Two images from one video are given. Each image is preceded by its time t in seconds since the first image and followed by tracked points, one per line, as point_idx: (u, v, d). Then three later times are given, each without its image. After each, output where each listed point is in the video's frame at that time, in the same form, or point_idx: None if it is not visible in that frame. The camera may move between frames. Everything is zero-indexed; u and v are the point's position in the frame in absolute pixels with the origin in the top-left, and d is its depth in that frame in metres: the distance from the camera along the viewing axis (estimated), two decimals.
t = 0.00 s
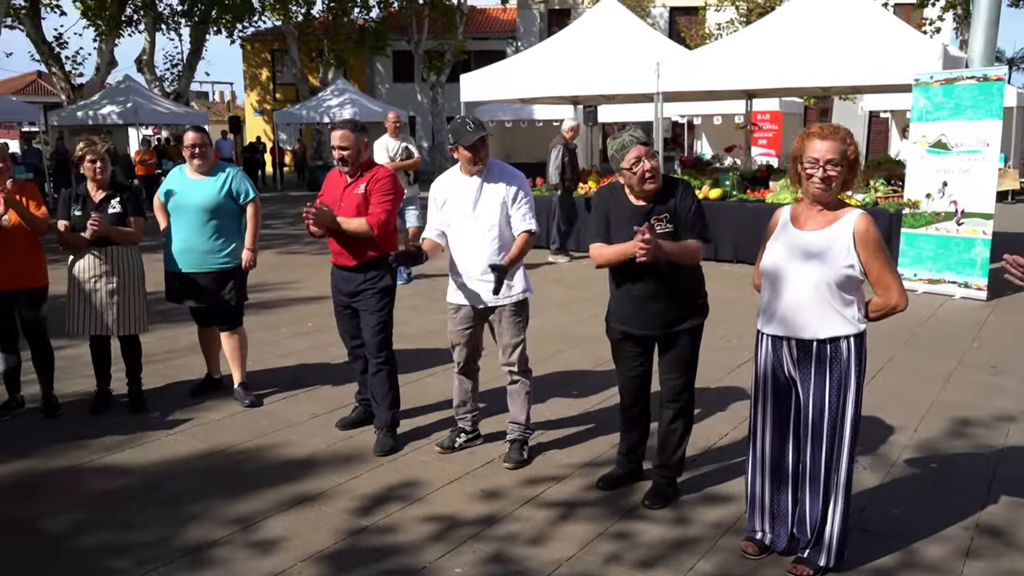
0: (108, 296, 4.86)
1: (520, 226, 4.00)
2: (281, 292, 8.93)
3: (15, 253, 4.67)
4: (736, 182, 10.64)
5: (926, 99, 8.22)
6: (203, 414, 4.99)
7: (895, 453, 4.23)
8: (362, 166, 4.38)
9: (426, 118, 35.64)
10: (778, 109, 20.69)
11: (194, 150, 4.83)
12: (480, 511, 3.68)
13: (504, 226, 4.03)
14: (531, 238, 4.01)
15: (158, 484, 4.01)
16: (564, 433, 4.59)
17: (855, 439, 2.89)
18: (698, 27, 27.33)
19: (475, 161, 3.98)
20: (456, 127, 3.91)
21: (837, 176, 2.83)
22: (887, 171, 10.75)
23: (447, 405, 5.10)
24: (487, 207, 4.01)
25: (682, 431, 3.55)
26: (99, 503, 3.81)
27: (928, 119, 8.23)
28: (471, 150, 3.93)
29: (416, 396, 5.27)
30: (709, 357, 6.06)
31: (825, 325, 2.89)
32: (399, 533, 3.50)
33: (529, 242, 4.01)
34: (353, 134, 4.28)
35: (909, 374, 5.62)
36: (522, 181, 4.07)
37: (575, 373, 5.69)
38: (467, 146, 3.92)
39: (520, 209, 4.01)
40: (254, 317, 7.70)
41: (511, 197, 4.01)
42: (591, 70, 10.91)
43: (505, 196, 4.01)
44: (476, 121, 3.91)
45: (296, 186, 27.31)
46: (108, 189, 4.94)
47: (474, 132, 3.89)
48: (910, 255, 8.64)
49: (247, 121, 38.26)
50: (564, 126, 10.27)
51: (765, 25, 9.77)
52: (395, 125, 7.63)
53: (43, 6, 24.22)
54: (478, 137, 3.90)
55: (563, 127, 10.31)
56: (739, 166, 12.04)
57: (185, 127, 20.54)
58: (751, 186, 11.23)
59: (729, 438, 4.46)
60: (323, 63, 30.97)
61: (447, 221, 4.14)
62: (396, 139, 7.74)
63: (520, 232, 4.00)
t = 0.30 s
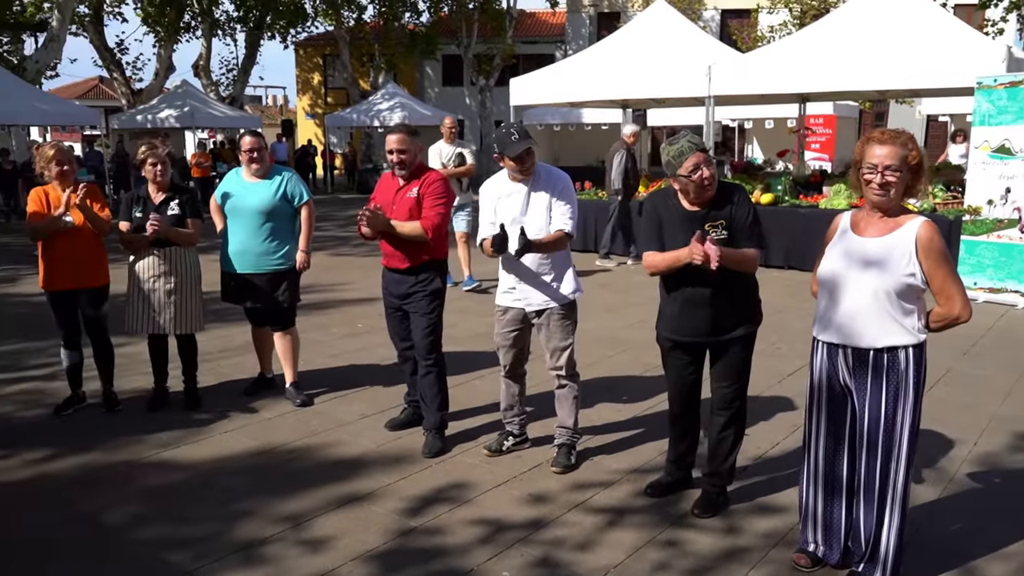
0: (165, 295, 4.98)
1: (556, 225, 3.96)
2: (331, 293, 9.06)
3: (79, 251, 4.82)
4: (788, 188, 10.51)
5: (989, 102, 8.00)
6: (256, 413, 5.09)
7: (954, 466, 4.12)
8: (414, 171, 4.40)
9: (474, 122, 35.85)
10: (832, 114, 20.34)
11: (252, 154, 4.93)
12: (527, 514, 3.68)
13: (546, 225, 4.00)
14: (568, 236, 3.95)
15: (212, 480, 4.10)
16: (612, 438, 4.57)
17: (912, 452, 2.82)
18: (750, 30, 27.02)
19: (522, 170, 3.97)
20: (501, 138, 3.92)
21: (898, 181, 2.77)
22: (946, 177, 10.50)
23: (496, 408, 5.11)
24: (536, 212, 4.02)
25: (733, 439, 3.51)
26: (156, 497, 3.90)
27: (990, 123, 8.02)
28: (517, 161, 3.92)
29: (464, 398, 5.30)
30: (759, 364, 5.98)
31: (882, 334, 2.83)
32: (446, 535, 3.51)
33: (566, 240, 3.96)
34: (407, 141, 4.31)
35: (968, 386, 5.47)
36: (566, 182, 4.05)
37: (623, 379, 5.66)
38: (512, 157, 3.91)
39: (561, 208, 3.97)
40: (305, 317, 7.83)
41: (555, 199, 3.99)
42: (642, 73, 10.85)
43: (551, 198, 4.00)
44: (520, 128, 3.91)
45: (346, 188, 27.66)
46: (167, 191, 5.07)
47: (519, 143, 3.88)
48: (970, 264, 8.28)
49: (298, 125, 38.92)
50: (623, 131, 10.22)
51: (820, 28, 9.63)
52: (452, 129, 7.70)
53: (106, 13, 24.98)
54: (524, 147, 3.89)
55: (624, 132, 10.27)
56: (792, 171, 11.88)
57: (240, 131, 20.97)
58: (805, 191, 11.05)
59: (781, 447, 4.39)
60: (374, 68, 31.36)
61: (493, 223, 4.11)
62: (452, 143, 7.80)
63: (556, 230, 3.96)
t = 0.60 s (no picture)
0: (220, 293, 5.09)
1: (607, 229, 3.95)
2: (380, 292, 9.16)
3: (138, 249, 4.95)
4: (842, 190, 10.35)
5: None
6: (307, 410, 5.17)
7: (1014, 478, 4.00)
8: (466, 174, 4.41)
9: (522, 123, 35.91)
10: (887, 114, 19.91)
11: (304, 156, 5.02)
12: (574, 517, 3.68)
13: (596, 229, 3.99)
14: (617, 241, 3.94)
15: (264, 475, 4.18)
16: (661, 442, 4.54)
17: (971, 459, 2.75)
18: (802, 29, 26.56)
19: (570, 176, 3.95)
20: (548, 144, 3.91)
21: (952, 181, 2.73)
22: (1008, 180, 10.20)
23: (543, 409, 5.12)
24: (585, 216, 4.00)
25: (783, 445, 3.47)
26: (210, 491, 3.99)
27: None
28: (565, 167, 3.91)
29: (511, 399, 5.31)
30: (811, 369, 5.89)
31: (941, 341, 2.77)
32: (494, 535, 3.53)
33: (614, 245, 3.94)
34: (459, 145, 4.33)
35: None
36: (615, 185, 4.04)
37: (672, 382, 5.61)
38: (561, 163, 3.90)
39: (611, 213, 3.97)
40: (355, 316, 7.94)
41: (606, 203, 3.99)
42: (693, 74, 10.74)
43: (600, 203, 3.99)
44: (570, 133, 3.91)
45: (395, 188, 27.92)
46: (224, 191, 5.17)
47: (567, 149, 3.87)
48: None
49: (348, 125, 39.43)
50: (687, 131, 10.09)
51: (877, 28, 9.50)
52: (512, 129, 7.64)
53: (165, 17, 25.63)
54: (572, 154, 3.88)
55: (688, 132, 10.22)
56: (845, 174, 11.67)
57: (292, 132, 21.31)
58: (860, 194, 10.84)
59: (833, 455, 4.32)
60: (423, 69, 31.61)
61: (540, 227, 4.10)
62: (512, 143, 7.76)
63: (606, 235, 3.95)
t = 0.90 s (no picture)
0: (271, 290, 5.18)
1: (653, 229, 3.92)
2: (425, 291, 9.23)
3: (192, 246, 5.06)
4: (893, 191, 10.17)
5: None
6: (353, 406, 5.23)
7: None
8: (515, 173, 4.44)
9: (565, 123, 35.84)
10: (940, 113, 19.43)
11: (351, 156, 5.10)
12: (619, 518, 3.67)
13: (643, 230, 3.97)
14: (665, 241, 3.90)
15: (311, 470, 4.24)
16: (706, 445, 4.50)
17: None
18: (852, 27, 26.07)
19: (618, 173, 3.95)
20: (597, 140, 3.90)
21: (993, 178, 2.77)
22: None
23: (587, 410, 5.11)
24: (632, 215, 4.00)
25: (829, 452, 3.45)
26: (259, 484, 4.07)
27: None
28: (614, 163, 3.90)
29: (556, 399, 5.31)
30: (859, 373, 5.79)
31: (999, 345, 2.71)
32: (539, 534, 3.54)
33: (661, 245, 3.91)
34: (507, 145, 4.35)
35: None
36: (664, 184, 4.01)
37: (718, 385, 5.56)
38: (610, 159, 3.90)
39: (658, 212, 3.94)
40: (400, 314, 8.01)
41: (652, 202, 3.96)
42: (741, 74, 10.63)
43: (648, 202, 3.97)
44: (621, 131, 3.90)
45: (438, 188, 28.08)
46: (274, 190, 5.25)
47: (617, 144, 3.87)
48: None
49: (393, 125, 39.78)
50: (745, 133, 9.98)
51: (930, 26, 9.30)
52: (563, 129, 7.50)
53: (215, 19, 26.13)
54: (621, 148, 3.88)
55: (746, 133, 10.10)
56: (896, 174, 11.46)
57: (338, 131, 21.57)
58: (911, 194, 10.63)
59: (883, 462, 4.24)
60: (467, 69, 31.74)
61: (587, 225, 4.09)
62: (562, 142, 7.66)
63: (652, 235, 3.92)
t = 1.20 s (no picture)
0: (312, 288, 5.24)
1: (697, 226, 3.89)
2: (463, 290, 9.27)
3: (236, 243, 5.13)
4: (940, 193, 9.98)
5: None
6: (393, 404, 5.27)
7: None
8: (558, 173, 4.44)
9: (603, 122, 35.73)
10: (989, 113, 18.99)
11: (391, 155, 5.13)
12: (659, 520, 3.65)
13: (687, 228, 3.94)
14: (709, 238, 3.86)
15: (351, 467, 4.27)
16: (747, 448, 4.46)
17: None
18: (898, 24, 25.57)
19: (664, 166, 3.93)
20: (645, 133, 3.90)
21: None
22: None
23: (626, 410, 5.09)
24: (675, 212, 3.96)
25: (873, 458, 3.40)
26: (301, 479, 4.12)
27: None
28: (660, 155, 3.90)
29: (594, 400, 5.29)
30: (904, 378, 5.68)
31: None
32: (578, 535, 3.53)
33: (706, 242, 3.87)
34: (549, 143, 4.35)
35: None
36: (708, 184, 3.98)
37: (759, 388, 5.50)
38: (655, 151, 3.89)
39: (703, 210, 3.90)
40: (438, 313, 8.05)
41: (696, 200, 3.93)
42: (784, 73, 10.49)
43: (692, 200, 3.94)
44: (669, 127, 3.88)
45: (476, 187, 28.15)
46: (316, 189, 5.30)
47: (663, 136, 3.86)
48: None
49: (431, 124, 40.00)
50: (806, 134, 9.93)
51: (978, 24, 9.09)
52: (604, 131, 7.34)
53: (258, 20, 26.52)
54: (667, 142, 3.87)
55: (805, 136, 10.07)
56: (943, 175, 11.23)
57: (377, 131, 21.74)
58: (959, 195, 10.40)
59: (931, 469, 4.15)
60: (505, 69, 31.79)
61: (629, 222, 4.08)
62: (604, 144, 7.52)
63: (697, 232, 3.88)
